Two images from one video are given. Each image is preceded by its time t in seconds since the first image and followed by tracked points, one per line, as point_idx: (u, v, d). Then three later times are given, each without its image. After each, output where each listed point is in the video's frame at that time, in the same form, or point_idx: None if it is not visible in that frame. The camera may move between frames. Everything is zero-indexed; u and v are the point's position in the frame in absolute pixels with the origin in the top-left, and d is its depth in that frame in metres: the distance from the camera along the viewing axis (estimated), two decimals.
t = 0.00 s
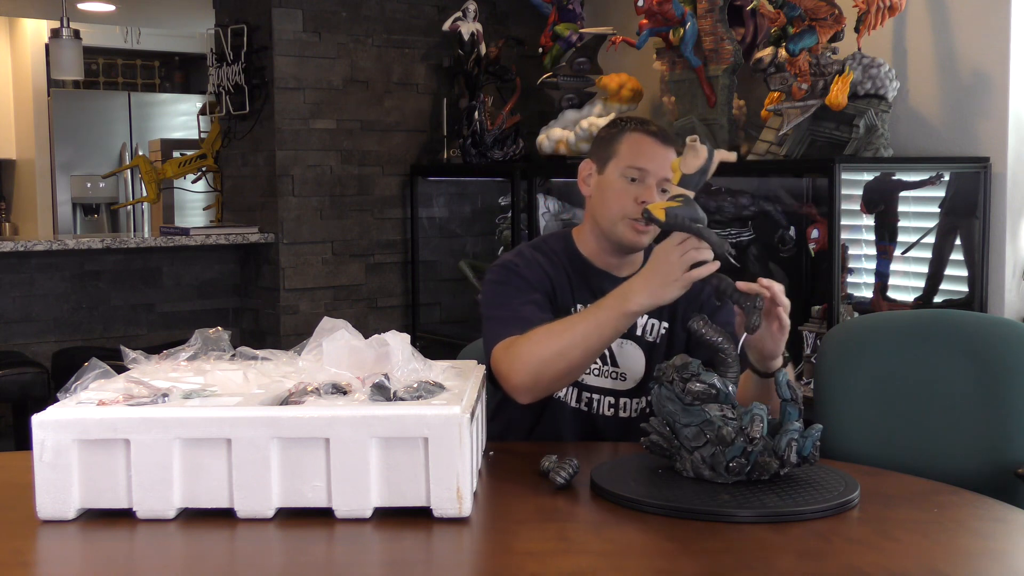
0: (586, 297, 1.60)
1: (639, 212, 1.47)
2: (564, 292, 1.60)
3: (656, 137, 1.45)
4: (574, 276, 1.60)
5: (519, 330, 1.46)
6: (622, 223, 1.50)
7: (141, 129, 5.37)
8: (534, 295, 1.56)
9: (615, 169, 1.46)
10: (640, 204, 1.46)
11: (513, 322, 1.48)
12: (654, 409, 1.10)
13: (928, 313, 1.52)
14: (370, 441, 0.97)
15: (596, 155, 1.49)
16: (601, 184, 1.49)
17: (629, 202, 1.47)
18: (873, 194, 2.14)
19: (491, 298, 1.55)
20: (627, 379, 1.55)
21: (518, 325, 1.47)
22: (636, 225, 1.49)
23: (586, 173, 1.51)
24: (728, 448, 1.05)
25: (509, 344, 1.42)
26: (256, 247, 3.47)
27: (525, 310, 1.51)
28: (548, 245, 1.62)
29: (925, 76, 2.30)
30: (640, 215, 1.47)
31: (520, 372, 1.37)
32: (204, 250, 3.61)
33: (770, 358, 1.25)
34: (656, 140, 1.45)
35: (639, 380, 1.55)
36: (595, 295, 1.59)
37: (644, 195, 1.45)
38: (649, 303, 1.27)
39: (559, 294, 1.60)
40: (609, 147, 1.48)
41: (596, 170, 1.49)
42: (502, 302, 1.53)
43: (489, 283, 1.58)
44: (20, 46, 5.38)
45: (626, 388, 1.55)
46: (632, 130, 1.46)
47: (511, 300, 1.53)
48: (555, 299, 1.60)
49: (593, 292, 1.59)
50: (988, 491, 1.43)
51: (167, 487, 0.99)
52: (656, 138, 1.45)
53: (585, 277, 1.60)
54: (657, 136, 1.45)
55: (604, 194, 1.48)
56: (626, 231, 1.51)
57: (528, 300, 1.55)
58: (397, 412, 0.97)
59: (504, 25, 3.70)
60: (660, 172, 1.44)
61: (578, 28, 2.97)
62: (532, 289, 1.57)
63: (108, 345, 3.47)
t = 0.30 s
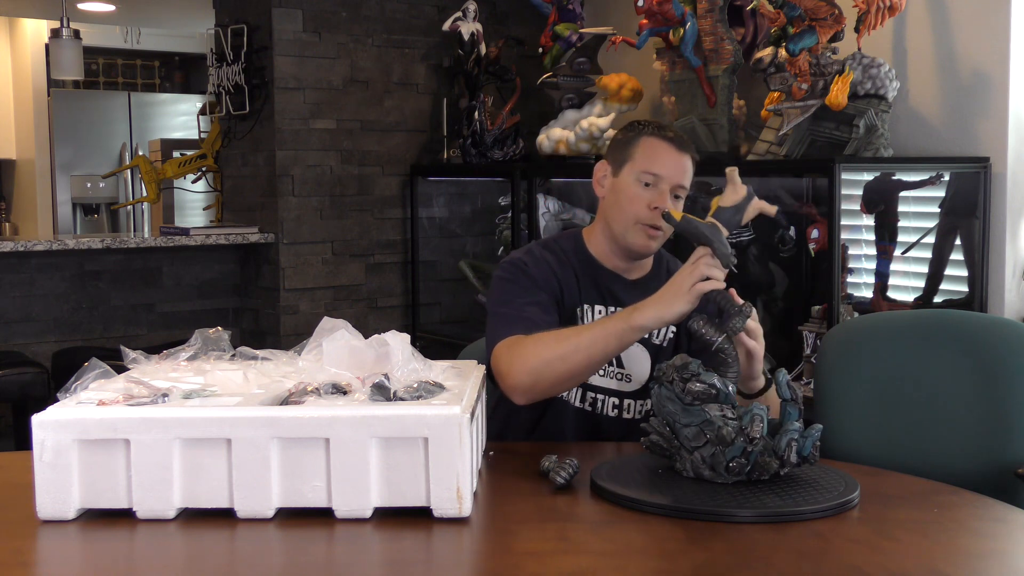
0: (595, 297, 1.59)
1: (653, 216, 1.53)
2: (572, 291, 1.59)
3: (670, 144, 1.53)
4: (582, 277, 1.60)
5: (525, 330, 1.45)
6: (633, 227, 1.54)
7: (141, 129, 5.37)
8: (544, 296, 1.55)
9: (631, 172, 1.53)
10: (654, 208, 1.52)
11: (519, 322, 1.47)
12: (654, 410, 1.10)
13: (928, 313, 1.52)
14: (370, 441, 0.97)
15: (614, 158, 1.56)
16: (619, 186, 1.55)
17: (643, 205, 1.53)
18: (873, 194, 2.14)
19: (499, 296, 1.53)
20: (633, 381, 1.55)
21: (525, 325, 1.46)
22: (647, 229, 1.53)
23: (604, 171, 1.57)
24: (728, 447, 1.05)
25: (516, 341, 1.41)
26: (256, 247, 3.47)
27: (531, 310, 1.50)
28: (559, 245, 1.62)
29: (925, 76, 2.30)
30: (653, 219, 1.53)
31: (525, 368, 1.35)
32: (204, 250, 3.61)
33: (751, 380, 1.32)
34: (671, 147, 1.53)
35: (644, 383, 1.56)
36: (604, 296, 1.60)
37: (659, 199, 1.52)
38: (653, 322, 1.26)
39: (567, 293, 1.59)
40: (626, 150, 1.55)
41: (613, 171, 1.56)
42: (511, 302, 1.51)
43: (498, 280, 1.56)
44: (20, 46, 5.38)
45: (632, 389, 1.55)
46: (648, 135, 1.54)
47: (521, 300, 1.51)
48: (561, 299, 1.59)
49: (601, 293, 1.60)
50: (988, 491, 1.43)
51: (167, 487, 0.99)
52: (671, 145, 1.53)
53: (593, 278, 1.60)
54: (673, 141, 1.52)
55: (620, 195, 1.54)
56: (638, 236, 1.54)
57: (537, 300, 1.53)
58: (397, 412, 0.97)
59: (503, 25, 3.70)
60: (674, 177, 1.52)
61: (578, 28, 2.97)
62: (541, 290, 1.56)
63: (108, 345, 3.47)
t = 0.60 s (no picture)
0: (596, 297, 1.59)
1: (641, 215, 1.49)
2: (573, 291, 1.59)
3: (652, 136, 1.46)
4: (584, 277, 1.59)
5: (525, 335, 1.47)
6: (624, 226, 1.52)
7: (141, 129, 5.37)
8: (544, 298, 1.55)
9: (613, 172, 1.48)
10: (640, 206, 1.48)
11: (520, 327, 1.48)
12: (654, 410, 1.11)
13: (928, 313, 1.52)
14: (370, 441, 0.97)
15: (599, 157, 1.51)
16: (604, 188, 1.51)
17: (628, 204, 1.49)
18: (873, 194, 2.14)
19: (500, 300, 1.54)
20: (634, 381, 1.55)
21: (526, 331, 1.47)
22: (638, 227, 1.52)
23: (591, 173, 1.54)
24: (728, 448, 1.05)
25: (521, 349, 1.42)
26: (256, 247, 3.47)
27: (532, 313, 1.51)
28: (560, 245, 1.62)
29: (925, 76, 2.30)
30: (641, 216, 1.50)
31: (530, 378, 1.37)
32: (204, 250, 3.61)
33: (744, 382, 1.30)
34: (652, 140, 1.46)
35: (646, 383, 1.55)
36: (605, 295, 1.59)
37: (645, 196, 1.47)
38: (657, 335, 1.26)
39: (568, 293, 1.59)
40: (610, 149, 1.49)
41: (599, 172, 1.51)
42: (510, 307, 1.52)
43: (499, 283, 1.57)
44: (20, 46, 5.38)
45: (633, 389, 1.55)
46: (630, 131, 1.47)
47: (521, 304, 1.52)
48: (563, 300, 1.59)
49: (603, 292, 1.59)
50: (988, 491, 1.43)
51: (167, 487, 0.99)
52: (651, 139, 1.46)
53: (594, 277, 1.59)
54: (655, 134, 1.45)
55: (605, 196, 1.51)
56: (629, 234, 1.53)
57: (536, 303, 1.53)
58: (397, 412, 0.97)
59: (504, 25, 3.70)
60: (659, 170, 1.46)
61: (578, 28, 2.97)
62: (541, 292, 1.56)
63: (108, 345, 3.47)
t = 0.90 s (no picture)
0: (593, 298, 1.59)
1: (618, 219, 1.49)
2: (570, 294, 1.59)
3: (613, 141, 1.48)
4: (580, 279, 1.59)
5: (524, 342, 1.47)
6: (606, 234, 1.51)
7: (141, 129, 5.37)
8: (541, 302, 1.55)
9: (584, 185, 1.50)
10: (615, 211, 1.48)
11: (519, 335, 1.48)
12: (654, 410, 1.11)
13: (928, 313, 1.52)
14: (370, 441, 0.97)
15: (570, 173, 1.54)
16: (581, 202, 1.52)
17: (604, 211, 1.49)
18: (873, 194, 2.14)
19: (497, 307, 1.54)
20: (633, 382, 1.55)
21: (525, 338, 1.47)
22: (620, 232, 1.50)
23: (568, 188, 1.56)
24: (728, 448, 1.05)
25: (527, 358, 1.43)
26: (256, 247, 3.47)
27: (530, 318, 1.51)
28: (555, 249, 1.62)
29: (925, 76, 2.30)
30: (619, 220, 1.49)
31: (540, 388, 1.37)
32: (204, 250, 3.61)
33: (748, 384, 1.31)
34: (614, 145, 1.48)
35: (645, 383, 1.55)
36: (602, 296, 1.59)
37: (617, 200, 1.47)
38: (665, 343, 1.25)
39: (565, 296, 1.59)
40: (578, 163, 1.51)
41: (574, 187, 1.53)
42: (508, 314, 1.52)
43: (496, 290, 1.57)
44: (20, 45, 5.38)
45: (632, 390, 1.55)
46: (592, 140, 1.50)
47: (518, 310, 1.52)
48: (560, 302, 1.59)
49: (600, 294, 1.59)
50: (988, 491, 1.43)
51: (167, 487, 0.99)
52: (613, 144, 1.48)
53: (589, 278, 1.59)
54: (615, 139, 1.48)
55: (583, 207, 1.52)
56: (612, 241, 1.51)
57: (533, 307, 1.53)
58: (397, 412, 0.97)
59: (504, 25, 3.70)
60: (626, 172, 1.47)
61: (578, 28, 2.97)
62: (537, 296, 1.56)
63: (108, 345, 3.47)
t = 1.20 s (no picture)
0: (590, 297, 1.60)
1: (622, 224, 1.48)
2: (567, 292, 1.59)
3: (618, 145, 1.48)
4: (576, 278, 1.60)
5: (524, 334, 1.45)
6: (606, 236, 1.50)
7: (141, 129, 5.37)
8: (539, 298, 1.54)
9: (587, 187, 1.49)
10: (618, 215, 1.48)
11: (520, 327, 1.46)
12: (654, 410, 1.11)
13: (928, 313, 1.52)
14: (370, 441, 0.97)
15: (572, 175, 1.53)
16: (581, 202, 1.52)
17: (607, 215, 1.48)
18: (873, 194, 2.14)
19: (495, 302, 1.53)
20: (631, 381, 1.55)
21: (525, 330, 1.46)
22: (621, 235, 1.49)
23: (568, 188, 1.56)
24: (727, 447, 1.05)
25: (523, 345, 1.41)
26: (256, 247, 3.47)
27: (530, 313, 1.50)
28: (550, 249, 1.62)
29: (925, 76, 2.30)
30: (622, 224, 1.48)
31: (538, 373, 1.35)
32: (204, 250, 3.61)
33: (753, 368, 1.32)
34: (620, 149, 1.48)
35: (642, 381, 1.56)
36: (599, 295, 1.60)
37: (621, 204, 1.47)
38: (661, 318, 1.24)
39: (562, 295, 1.59)
40: (579, 164, 1.51)
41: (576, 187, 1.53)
42: (506, 308, 1.50)
43: (492, 287, 1.56)
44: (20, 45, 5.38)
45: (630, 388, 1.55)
46: (595, 143, 1.50)
47: (517, 304, 1.51)
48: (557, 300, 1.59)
49: (596, 293, 1.60)
50: (988, 491, 1.43)
51: (167, 487, 0.99)
52: (618, 148, 1.48)
53: (586, 277, 1.60)
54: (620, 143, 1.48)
55: (584, 209, 1.51)
56: (612, 244, 1.50)
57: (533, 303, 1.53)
58: (397, 412, 0.97)
59: (504, 25, 3.70)
60: (631, 176, 1.47)
61: (578, 28, 2.97)
62: (535, 292, 1.55)
63: (108, 345, 3.47)
